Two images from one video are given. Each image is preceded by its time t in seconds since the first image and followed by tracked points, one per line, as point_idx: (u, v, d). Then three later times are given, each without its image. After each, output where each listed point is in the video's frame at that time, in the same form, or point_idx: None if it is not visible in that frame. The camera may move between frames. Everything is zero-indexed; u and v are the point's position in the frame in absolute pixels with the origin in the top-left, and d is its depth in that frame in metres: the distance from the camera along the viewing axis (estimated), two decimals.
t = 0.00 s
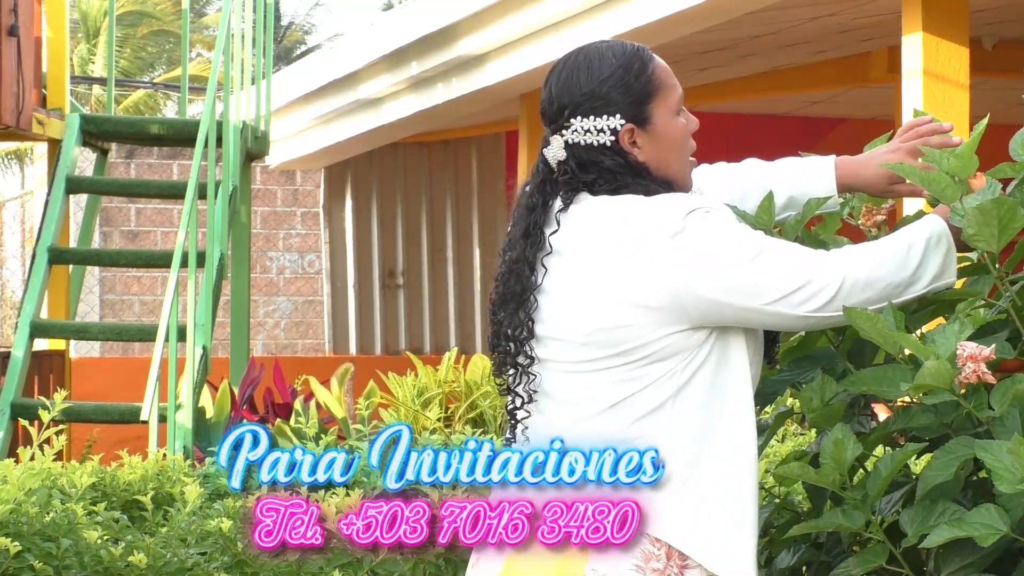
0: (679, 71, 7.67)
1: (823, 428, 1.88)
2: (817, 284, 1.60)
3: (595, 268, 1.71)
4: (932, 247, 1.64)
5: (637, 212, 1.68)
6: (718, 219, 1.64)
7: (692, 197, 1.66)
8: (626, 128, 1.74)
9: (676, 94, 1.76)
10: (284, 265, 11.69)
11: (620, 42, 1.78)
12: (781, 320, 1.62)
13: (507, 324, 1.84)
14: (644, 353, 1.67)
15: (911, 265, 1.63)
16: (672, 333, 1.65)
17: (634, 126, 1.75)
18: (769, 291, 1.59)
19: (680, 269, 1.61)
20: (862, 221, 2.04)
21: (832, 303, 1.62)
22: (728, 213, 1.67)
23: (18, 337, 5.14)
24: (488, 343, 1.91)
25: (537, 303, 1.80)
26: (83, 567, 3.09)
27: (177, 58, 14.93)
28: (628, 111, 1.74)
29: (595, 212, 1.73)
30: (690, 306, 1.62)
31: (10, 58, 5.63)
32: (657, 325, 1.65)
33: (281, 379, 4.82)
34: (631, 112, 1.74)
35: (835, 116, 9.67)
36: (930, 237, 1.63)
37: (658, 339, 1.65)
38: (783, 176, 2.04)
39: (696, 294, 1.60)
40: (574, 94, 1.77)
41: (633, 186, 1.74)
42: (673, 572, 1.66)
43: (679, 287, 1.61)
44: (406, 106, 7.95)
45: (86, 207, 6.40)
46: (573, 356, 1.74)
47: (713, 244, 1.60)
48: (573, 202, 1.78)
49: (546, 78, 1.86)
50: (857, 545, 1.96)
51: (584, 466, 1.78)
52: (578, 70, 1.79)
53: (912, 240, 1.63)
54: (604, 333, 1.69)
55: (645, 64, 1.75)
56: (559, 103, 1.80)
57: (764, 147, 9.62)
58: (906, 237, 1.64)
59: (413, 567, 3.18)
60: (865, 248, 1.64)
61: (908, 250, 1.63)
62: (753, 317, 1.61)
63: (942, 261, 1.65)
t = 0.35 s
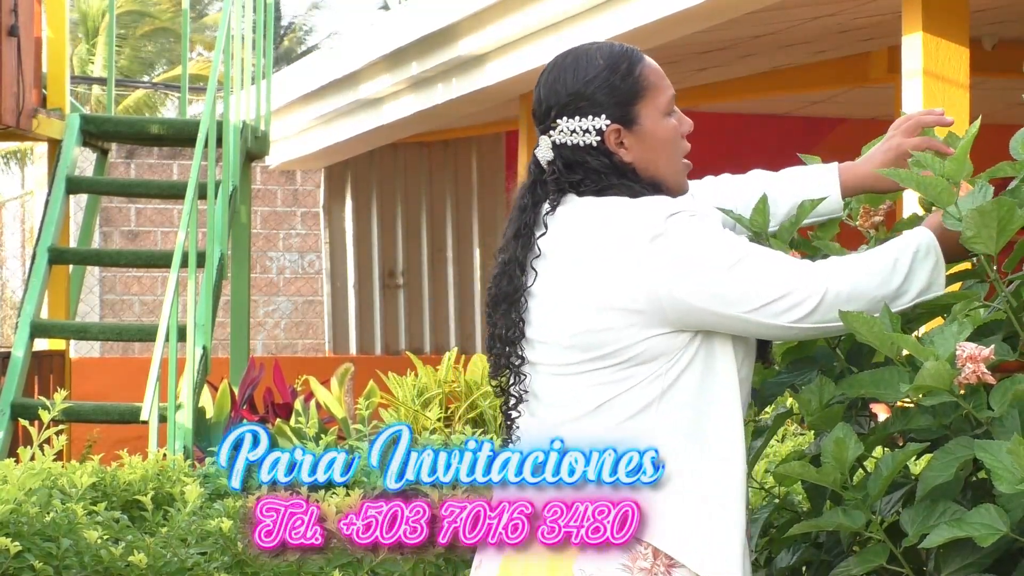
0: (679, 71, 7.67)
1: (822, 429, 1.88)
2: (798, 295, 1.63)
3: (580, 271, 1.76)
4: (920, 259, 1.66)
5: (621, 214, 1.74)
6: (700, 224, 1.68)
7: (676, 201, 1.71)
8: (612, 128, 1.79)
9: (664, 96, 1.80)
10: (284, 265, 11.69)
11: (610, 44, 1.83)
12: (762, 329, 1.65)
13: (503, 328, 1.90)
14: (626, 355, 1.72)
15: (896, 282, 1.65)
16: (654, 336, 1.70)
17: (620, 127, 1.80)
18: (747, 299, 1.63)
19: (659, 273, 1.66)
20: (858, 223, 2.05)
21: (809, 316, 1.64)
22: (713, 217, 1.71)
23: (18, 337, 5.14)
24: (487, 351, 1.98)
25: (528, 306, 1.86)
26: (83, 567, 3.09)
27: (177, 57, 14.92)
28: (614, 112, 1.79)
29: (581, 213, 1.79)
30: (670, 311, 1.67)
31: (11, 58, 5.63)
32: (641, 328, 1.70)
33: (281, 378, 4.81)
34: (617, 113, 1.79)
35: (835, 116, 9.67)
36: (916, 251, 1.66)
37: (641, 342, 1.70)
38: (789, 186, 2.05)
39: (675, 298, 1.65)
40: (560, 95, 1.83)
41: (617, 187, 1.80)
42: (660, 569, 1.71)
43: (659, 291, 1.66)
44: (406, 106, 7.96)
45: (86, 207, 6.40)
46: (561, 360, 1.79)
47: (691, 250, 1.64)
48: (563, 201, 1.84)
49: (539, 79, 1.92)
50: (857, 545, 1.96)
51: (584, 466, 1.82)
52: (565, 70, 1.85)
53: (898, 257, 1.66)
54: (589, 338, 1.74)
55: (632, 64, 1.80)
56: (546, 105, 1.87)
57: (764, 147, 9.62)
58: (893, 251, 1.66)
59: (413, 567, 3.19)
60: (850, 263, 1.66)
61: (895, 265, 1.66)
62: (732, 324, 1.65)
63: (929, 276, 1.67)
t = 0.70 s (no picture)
0: (679, 71, 7.67)
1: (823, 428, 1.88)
2: (791, 296, 1.66)
3: (572, 271, 1.80)
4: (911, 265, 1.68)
5: (611, 214, 1.77)
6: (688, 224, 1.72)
7: (667, 201, 1.75)
8: (596, 120, 1.86)
9: (651, 91, 1.85)
10: (284, 265, 11.69)
11: (598, 46, 1.91)
12: (751, 329, 1.68)
13: (501, 328, 1.95)
14: (617, 355, 1.75)
15: (888, 287, 1.67)
16: (644, 336, 1.73)
17: (605, 120, 1.86)
18: (736, 299, 1.66)
19: (647, 273, 1.69)
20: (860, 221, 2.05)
21: (804, 316, 1.67)
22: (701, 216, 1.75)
23: (18, 337, 5.14)
24: (485, 352, 2.03)
25: (524, 305, 1.91)
26: (83, 567, 3.10)
27: (176, 57, 14.92)
28: (598, 105, 1.86)
29: (571, 209, 1.84)
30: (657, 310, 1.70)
31: (11, 59, 5.64)
32: (633, 327, 1.73)
33: (281, 378, 4.81)
34: (601, 105, 1.86)
35: (835, 117, 9.67)
36: (909, 256, 1.68)
37: (632, 341, 1.73)
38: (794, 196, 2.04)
39: (663, 297, 1.68)
40: (546, 93, 1.92)
41: (603, 181, 1.85)
42: (654, 569, 1.73)
43: (647, 291, 1.69)
44: (406, 106, 7.96)
45: (86, 207, 6.40)
46: (554, 360, 1.83)
47: (679, 249, 1.68)
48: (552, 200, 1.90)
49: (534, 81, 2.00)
50: (857, 545, 1.97)
51: (585, 467, 1.83)
52: (553, 69, 1.93)
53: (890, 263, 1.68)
54: (580, 337, 1.78)
55: (616, 60, 1.87)
56: (535, 104, 1.95)
57: (764, 147, 9.62)
58: (886, 256, 1.68)
59: (413, 567, 3.21)
60: (842, 267, 1.68)
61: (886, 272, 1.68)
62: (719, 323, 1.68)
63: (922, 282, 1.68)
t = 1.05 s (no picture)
0: (679, 71, 7.67)
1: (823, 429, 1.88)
2: (786, 302, 1.67)
3: (569, 273, 1.81)
4: (905, 272, 1.71)
5: (607, 215, 1.78)
6: (683, 227, 1.73)
7: (665, 202, 1.76)
8: (612, 122, 1.86)
9: (662, 94, 1.87)
10: (284, 266, 11.69)
11: (610, 47, 1.91)
12: (742, 335, 1.69)
13: (501, 331, 1.96)
14: (611, 356, 1.75)
15: (884, 294, 1.69)
16: (639, 337, 1.73)
17: (620, 121, 1.86)
18: (734, 303, 1.67)
19: (644, 274, 1.70)
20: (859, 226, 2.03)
21: (797, 325, 1.68)
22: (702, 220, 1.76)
23: (18, 336, 5.14)
24: (487, 354, 2.04)
25: (522, 307, 1.91)
26: (83, 567, 3.10)
27: (177, 57, 14.92)
28: (613, 106, 1.86)
29: (571, 210, 1.85)
30: (653, 312, 1.71)
31: (11, 59, 5.63)
32: (628, 328, 1.74)
33: (281, 378, 4.81)
34: (616, 106, 1.86)
35: (834, 117, 9.67)
36: (904, 263, 1.71)
37: (628, 341, 1.74)
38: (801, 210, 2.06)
39: (657, 300, 1.69)
40: (560, 91, 1.91)
41: (610, 185, 1.86)
42: (652, 569, 1.73)
43: (642, 293, 1.70)
44: (406, 105, 7.96)
45: (87, 207, 6.40)
46: (552, 359, 1.83)
47: (675, 251, 1.69)
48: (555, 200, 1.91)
49: (540, 82, 1.99)
50: (857, 545, 1.96)
51: (583, 466, 1.84)
52: (566, 68, 1.92)
53: (885, 269, 1.70)
54: (575, 338, 1.78)
55: (630, 61, 1.87)
56: (548, 101, 1.94)
57: (764, 147, 9.62)
58: (881, 264, 1.71)
59: (413, 567, 3.22)
60: (835, 276, 1.70)
61: (882, 278, 1.70)
62: (715, 327, 1.69)
63: (917, 290, 1.71)
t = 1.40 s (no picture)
0: (679, 71, 7.67)
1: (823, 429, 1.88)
2: (783, 309, 1.67)
3: (568, 273, 1.81)
4: (903, 278, 1.71)
5: (606, 217, 1.78)
6: (682, 230, 1.73)
7: (665, 205, 1.76)
8: (615, 121, 1.86)
9: (668, 98, 1.86)
10: (284, 265, 11.69)
11: (618, 49, 1.91)
12: (738, 340, 1.69)
13: (501, 329, 1.97)
14: (608, 357, 1.75)
15: (881, 300, 1.69)
16: (637, 338, 1.73)
17: (624, 121, 1.86)
18: (732, 306, 1.67)
19: (640, 277, 1.70)
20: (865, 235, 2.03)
21: (793, 331, 1.68)
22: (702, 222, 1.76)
23: (18, 336, 5.14)
24: (488, 351, 2.05)
25: (522, 306, 1.92)
26: (83, 567, 3.10)
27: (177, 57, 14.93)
28: (618, 105, 1.85)
29: (571, 210, 1.86)
30: (651, 315, 1.71)
31: (11, 59, 5.64)
32: (626, 330, 1.74)
33: (281, 378, 4.80)
34: (621, 106, 1.86)
35: (834, 117, 9.66)
36: (902, 269, 1.71)
37: (626, 343, 1.74)
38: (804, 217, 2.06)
39: (653, 304, 1.69)
40: (566, 88, 1.91)
41: (610, 184, 1.86)
42: (652, 569, 1.73)
43: (638, 296, 1.70)
44: (406, 105, 7.95)
45: (86, 207, 6.39)
46: (551, 360, 1.83)
47: (673, 254, 1.69)
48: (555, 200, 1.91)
49: (547, 80, 2.00)
50: (857, 545, 1.96)
51: (583, 467, 1.84)
52: (573, 66, 1.93)
53: (882, 275, 1.70)
54: (574, 339, 1.78)
55: (638, 63, 1.87)
56: (553, 98, 1.94)
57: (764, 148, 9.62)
58: (878, 271, 1.71)
59: (413, 567, 3.23)
60: (834, 281, 1.70)
61: (879, 284, 1.70)
62: (712, 331, 1.69)
63: (914, 295, 1.71)
